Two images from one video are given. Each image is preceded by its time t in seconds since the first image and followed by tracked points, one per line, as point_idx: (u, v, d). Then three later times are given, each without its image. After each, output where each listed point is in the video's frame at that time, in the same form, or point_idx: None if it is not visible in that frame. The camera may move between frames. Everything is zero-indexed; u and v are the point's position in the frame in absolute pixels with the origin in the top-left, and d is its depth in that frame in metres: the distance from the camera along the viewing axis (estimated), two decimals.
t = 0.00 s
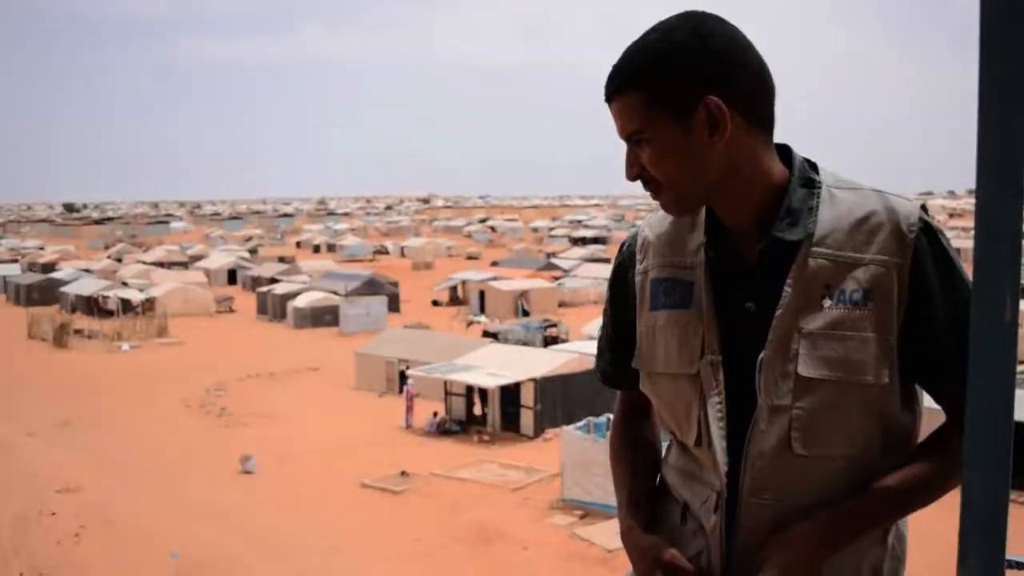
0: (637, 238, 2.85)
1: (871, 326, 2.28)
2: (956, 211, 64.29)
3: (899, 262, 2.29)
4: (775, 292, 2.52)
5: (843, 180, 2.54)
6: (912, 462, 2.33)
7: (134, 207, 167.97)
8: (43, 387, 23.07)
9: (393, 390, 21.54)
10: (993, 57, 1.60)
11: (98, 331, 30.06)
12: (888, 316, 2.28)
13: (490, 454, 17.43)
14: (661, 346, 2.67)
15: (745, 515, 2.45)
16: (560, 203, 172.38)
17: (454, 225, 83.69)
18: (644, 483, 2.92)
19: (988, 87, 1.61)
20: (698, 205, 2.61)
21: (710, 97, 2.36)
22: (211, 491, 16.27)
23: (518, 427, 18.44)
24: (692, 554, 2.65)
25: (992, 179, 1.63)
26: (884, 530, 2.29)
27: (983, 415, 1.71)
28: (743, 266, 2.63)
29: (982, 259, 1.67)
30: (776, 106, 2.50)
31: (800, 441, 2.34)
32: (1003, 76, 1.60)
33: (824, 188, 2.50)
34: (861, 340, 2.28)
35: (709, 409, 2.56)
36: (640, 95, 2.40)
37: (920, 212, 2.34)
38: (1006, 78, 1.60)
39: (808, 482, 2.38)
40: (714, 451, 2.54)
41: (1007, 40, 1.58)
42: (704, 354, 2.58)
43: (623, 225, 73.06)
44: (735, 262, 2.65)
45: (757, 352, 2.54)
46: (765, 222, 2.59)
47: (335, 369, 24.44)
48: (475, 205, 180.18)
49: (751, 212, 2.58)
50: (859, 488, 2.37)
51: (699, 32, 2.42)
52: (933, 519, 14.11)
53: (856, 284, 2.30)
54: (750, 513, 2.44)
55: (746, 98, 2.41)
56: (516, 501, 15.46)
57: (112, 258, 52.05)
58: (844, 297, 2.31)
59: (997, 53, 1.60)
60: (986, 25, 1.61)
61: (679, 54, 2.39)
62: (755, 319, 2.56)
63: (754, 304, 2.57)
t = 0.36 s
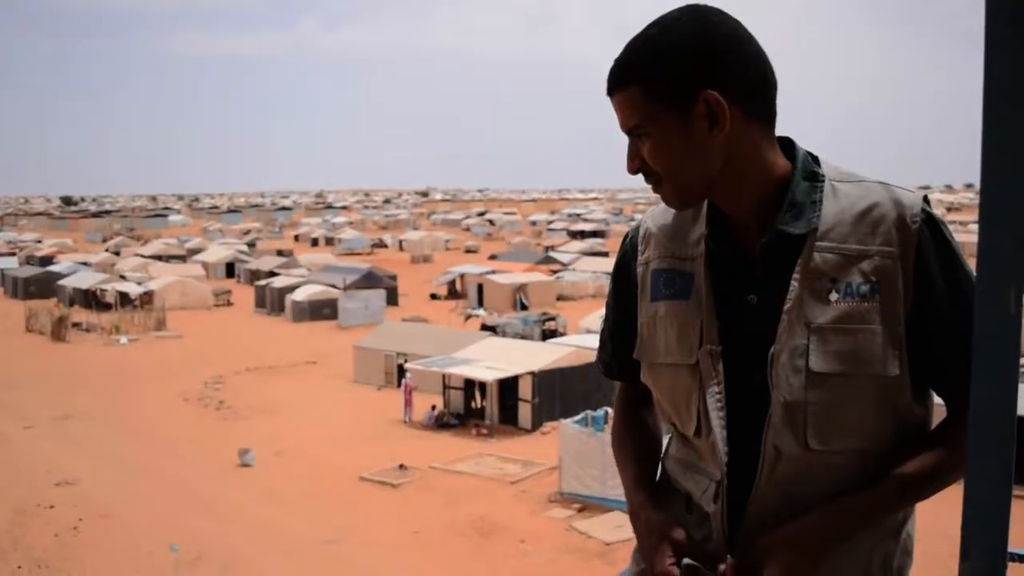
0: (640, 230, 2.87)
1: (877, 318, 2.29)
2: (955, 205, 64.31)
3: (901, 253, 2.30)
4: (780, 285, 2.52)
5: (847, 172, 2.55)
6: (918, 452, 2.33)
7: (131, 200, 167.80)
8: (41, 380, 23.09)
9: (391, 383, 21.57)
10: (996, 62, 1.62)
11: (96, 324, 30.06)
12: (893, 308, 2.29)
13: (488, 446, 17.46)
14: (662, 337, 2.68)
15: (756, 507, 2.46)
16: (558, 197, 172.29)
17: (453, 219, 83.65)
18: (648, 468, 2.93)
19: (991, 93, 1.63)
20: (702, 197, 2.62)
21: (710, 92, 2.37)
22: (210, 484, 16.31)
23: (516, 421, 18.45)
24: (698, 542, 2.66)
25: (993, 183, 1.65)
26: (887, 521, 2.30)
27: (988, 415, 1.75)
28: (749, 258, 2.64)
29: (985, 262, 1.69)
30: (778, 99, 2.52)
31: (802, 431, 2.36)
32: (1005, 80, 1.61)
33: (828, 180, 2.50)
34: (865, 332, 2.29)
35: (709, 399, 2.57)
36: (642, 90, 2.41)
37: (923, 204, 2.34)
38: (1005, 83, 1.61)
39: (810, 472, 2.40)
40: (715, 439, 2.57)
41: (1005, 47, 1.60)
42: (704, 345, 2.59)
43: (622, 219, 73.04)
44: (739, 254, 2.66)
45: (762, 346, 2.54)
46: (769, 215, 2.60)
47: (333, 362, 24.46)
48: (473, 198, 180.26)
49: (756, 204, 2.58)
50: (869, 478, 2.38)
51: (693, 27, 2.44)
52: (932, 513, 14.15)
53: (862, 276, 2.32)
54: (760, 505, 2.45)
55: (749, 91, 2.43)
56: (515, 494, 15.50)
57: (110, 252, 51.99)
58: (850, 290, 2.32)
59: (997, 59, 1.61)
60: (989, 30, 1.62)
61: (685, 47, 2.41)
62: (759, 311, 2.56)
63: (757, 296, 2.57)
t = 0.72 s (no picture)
0: (627, 222, 2.87)
1: (859, 308, 2.29)
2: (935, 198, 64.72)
3: (888, 244, 2.30)
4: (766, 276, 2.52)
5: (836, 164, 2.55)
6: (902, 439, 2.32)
7: (117, 192, 167.24)
8: (26, 373, 23.02)
9: (376, 375, 21.59)
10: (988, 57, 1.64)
11: (81, 318, 29.97)
12: (876, 299, 2.29)
13: (473, 438, 17.50)
14: (651, 330, 2.68)
15: (723, 491, 2.50)
16: (544, 188, 172.32)
17: (438, 211, 83.58)
18: (642, 459, 2.96)
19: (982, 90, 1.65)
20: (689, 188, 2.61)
21: (704, 79, 2.37)
22: (196, 476, 16.30)
23: (501, 413, 18.49)
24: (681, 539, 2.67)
25: (986, 176, 1.67)
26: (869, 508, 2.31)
27: (983, 407, 1.76)
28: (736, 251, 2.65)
29: (974, 253, 1.71)
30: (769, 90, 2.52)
31: (787, 421, 2.36)
32: (997, 72, 1.64)
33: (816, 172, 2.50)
34: (848, 322, 2.30)
35: (697, 394, 2.57)
36: (634, 79, 2.41)
37: (912, 196, 2.34)
38: (998, 78, 1.64)
39: (793, 461, 2.40)
40: (701, 433, 2.56)
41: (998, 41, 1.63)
42: (693, 339, 2.59)
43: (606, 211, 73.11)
44: (727, 247, 2.68)
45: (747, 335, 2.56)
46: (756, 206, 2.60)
47: (319, 354, 24.45)
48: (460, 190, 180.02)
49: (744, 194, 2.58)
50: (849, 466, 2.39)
51: (696, 13, 2.43)
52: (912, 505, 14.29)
53: (846, 266, 2.32)
54: (735, 490, 2.47)
55: (744, 80, 2.43)
56: (500, 485, 15.54)
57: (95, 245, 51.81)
58: (833, 279, 2.32)
59: (988, 58, 1.64)
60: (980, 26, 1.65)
61: (686, 32, 2.40)
62: (746, 303, 2.57)
63: (745, 288, 2.58)
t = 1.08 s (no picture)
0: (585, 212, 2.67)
1: (824, 303, 2.11)
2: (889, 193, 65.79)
3: (850, 240, 2.12)
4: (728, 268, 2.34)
5: (793, 158, 2.37)
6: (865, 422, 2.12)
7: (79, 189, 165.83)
8: None
9: (341, 372, 21.58)
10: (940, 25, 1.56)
11: (43, 317, 29.73)
12: (839, 293, 2.11)
13: (438, 435, 17.52)
14: (607, 311, 2.49)
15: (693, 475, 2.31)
16: (509, 183, 172.69)
17: (401, 207, 83.65)
18: (601, 449, 2.77)
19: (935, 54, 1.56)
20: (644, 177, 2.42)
21: (665, 72, 2.20)
22: (160, 475, 16.20)
23: (466, 409, 18.52)
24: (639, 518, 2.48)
25: (939, 156, 1.59)
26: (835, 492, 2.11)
27: (940, 373, 1.66)
28: (693, 238, 2.46)
29: (930, 245, 1.63)
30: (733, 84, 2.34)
31: (756, 416, 2.19)
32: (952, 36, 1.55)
33: (773, 166, 2.32)
34: (813, 318, 2.11)
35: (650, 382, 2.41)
36: (595, 63, 2.24)
37: (870, 189, 2.16)
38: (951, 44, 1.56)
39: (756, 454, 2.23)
40: (652, 413, 2.42)
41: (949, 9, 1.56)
42: (642, 317, 2.42)
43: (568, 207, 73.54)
44: (685, 234, 2.47)
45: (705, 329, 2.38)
46: (714, 201, 2.42)
47: (282, 351, 24.40)
48: (428, 186, 180.16)
49: (701, 186, 2.39)
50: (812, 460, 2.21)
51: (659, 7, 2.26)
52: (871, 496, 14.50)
53: (807, 260, 2.13)
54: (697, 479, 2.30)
55: (708, 76, 2.26)
56: (464, 481, 15.57)
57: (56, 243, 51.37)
58: (795, 274, 2.13)
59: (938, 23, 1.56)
60: None
61: (649, 23, 2.24)
62: (706, 296, 2.39)
63: (705, 281, 2.40)
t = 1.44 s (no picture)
0: (519, 220, 2.65)
1: (747, 303, 2.15)
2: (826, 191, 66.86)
3: (772, 240, 2.17)
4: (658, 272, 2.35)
5: (719, 162, 2.39)
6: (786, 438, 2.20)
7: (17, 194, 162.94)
8: None
9: (285, 376, 21.46)
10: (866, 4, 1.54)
11: None
12: (762, 294, 2.15)
13: (383, 437, 17.49)
14: (543, 326, 2.47)
15: (625, 484, 2.33)
16: (455, 185, 172.78)
17: (344, 210, 83.30)
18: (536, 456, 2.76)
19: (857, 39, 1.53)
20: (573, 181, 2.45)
21: (590, 75, 2.25)
22: (101, 483, 15.98)
23: (411, 411, 18.58)
24: (583, 532, 2.52)
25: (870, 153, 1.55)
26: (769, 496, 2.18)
27: (869, 372, 1.64)
28: (623, 246, 2.46)
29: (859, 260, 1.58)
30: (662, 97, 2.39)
31: (681, 419, 2.20)
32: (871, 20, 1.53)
33: (700, 169, 2.34)
34: (738, 319, 2.15)
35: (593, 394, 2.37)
36: (528, 61, 2.29)
37: (792, 194, 2.21)
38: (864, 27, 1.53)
39: (686, 459, 2.26)
40: (596, 429, 2.38)
41: None
42: (586, 336, 2.40)
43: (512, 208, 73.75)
44: (616, 244, 2.47)
45: (635, 336, 2.37)
46: (642, 208, 2.44)
47: (225, 356, 24.20)
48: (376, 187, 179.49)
49: (629, 191, 2.41)
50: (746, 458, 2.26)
51: (585, 13, 2.30)
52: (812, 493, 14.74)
53: (732, 263, 2.17)
54: (630, 484, 2.32)
55: (637, 85, 2.30)
56: (411, 483, 15.55)
57: None
58: (720, 277, 2.17)
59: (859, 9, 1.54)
60: None
61: (586, 32, 2.28)
62: (635, 300, 2.37)
63: (633, 283, 2.38)
